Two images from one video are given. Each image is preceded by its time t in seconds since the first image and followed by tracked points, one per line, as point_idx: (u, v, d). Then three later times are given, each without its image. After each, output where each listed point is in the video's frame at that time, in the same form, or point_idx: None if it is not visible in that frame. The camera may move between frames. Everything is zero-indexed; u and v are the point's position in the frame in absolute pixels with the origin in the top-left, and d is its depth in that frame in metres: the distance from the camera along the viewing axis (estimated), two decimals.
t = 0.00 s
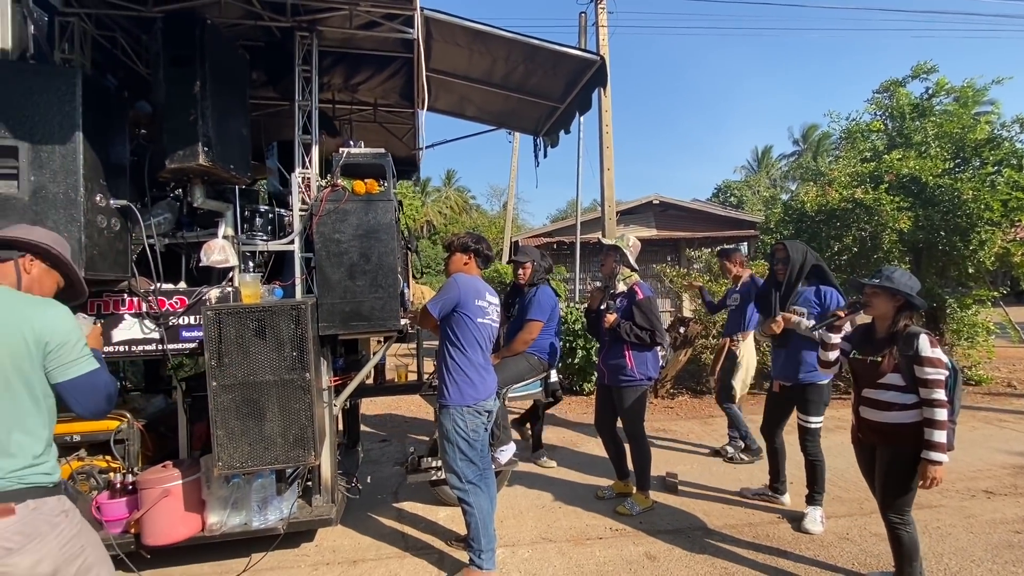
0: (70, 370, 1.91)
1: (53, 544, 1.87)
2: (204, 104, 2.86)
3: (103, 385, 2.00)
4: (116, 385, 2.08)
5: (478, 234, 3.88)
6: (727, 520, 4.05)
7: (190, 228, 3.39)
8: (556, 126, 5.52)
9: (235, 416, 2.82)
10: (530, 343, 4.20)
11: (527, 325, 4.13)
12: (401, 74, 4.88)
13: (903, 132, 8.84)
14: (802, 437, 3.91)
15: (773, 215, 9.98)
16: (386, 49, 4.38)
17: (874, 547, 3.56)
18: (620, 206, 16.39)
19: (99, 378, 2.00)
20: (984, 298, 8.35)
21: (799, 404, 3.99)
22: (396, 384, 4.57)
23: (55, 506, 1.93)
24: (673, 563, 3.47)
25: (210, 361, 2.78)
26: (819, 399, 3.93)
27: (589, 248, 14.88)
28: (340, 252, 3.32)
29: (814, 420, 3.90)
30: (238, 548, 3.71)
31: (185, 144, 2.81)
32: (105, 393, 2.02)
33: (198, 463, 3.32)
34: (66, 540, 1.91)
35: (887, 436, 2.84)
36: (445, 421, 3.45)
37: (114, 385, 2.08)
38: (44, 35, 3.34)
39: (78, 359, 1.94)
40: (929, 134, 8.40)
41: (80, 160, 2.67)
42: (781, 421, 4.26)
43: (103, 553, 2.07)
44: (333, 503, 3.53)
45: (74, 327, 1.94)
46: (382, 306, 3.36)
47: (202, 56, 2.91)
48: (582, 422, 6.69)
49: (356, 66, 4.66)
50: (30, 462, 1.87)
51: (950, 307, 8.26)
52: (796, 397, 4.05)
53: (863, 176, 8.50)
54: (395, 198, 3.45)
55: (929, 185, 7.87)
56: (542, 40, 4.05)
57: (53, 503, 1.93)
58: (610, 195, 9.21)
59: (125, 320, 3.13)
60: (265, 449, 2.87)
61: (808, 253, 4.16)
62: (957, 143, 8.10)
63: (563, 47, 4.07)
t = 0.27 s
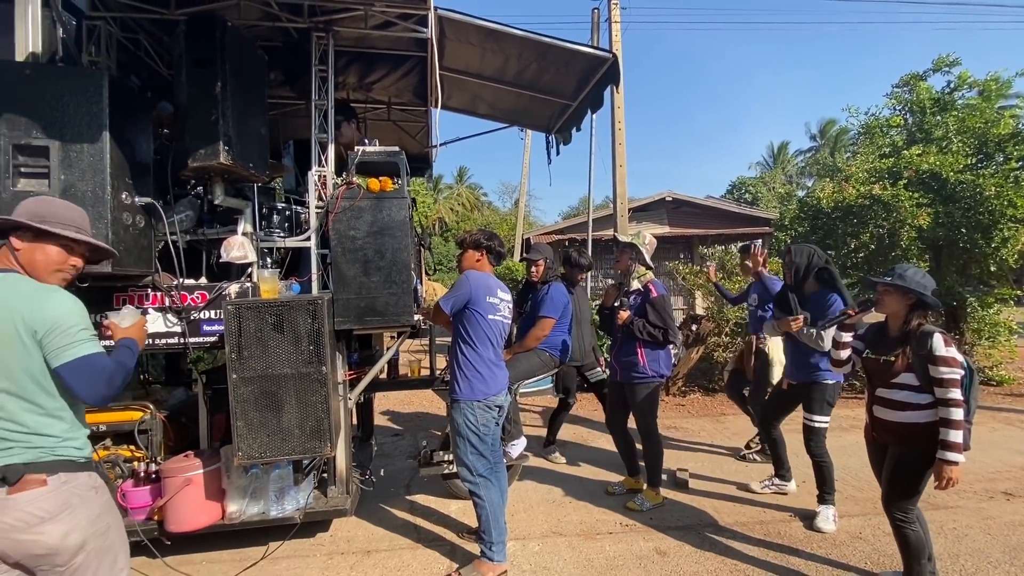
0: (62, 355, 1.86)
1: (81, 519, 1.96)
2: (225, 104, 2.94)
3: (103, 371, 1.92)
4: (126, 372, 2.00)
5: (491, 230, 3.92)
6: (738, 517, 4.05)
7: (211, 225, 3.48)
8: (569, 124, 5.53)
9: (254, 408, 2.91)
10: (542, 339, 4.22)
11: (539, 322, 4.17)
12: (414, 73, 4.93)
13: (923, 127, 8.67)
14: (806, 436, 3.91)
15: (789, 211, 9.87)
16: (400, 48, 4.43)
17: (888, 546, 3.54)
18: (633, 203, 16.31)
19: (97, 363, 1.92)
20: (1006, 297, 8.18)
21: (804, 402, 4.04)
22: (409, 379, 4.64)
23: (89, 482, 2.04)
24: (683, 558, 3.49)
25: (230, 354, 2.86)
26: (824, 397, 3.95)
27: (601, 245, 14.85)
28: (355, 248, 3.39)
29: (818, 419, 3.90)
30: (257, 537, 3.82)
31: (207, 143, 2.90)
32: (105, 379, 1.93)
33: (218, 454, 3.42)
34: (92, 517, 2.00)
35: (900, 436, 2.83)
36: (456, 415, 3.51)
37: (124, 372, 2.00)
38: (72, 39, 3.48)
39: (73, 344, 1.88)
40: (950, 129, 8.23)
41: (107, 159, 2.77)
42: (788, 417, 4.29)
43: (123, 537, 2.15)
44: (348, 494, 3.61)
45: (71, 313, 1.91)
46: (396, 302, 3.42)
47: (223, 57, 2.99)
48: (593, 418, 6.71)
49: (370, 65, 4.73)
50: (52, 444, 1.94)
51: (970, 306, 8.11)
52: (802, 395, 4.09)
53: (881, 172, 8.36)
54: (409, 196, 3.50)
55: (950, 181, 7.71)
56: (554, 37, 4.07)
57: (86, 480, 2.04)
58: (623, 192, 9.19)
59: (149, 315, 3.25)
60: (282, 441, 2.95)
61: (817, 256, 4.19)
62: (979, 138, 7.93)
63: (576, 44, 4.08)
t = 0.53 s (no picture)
0: (18, 358, 1.73)
1: (61, 538, 1.86)
2: (243, 105, 3.01)
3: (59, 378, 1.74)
4: (90, 382, 1.79)
5: (502, 228, 3.97)
6: (748, 513, 4.06)
7: (229, 224, 3.57)
8: (579, 122, 5.55)
9: (273, 401, 2.99)
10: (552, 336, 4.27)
11: (550, 319, 4.21)
12: (426, 72, 4.98)
13: (939, 122, 8.55)
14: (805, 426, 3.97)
15: (801, 209, 9.79)
16: (413, 48, 4.49)
17: (898, 543, 3.54)
18: (644, 200, 16.27)
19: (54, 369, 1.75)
20: None
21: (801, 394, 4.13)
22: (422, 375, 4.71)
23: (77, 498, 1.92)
24: (692, 553, 3.53)
25: (249, 349, 2.95)
26: (820, 390, 4.07)
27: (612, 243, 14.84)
28: (369, 246, 3.46)
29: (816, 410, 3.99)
30: (274, 527, 3.92)
31: (226, 144, 2.97)
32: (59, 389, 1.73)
33: (237, 446, 3.51)
34: (76, 536, 1.90)
35: (907, 432, 2.83)
36: (467, 410, 3.57)
37: (88, 382, 1.79)
38: (94, 42, 3.57)
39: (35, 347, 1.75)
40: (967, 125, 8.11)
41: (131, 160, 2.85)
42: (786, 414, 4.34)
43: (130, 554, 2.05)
44: (362, 487, 3.69)
45: (44, 314, 1.80)
46: (408, 298, 3.49)
47: (241, 59, 3.05)
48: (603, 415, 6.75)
49: (383, 65, 4.80)
50: (39, 454, 1.87)
51: (987, 304, 8.00)
52: (798, 388, 4.17)
53: (896, 169, 8.27)
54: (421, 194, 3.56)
55: (966, 178, 7.60)
56: (565, 36, 4.10)
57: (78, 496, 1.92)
58: (633, 190, 9.19)
59: (170, 310, 3.37)
60: (300, 433, 3.03)
61: (825, 254, 4.28)
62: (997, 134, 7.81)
63: (586, 43, 4.11)
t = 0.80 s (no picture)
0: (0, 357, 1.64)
1: (44, 528, 1.83)
2: (260, 104, 3.07)
3: (32, 384, 1.63)
4: (63, 392, 1.66)
5: (513, 224, 4.01)
6: (756, 505, 4.10)
7: (245, 220, 3.63)
8: (587, 118, 5.59)
9: (290, 392, 3.07)
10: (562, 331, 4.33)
11: (560, 315, 4.27)
12: (436, 70, 5.04)
13: (949, 117, 8.50)
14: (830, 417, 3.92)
15: (810, 204, 9.77)
16: (423, 46, 4.55)
17: (906, 533, 3.57)
18: (651, 197, 16.26)
19: (29, 373, 1.63)
20: None
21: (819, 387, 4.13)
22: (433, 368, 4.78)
23: (70, 489, 1.88)
24: (701, 543, 3.57)
25: (267, 341, 3.03)
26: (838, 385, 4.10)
27: (619, 240, 14.85)
28: (382, 241, 3.52)
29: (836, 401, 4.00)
30: (290, 517, 4.01)
31: (243, 142, 3.04)
32: (28, 397, 1.62)
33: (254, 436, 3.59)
34: (59, 529, 1.85)
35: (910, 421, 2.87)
36: (477, 402, 3.63)
37: (60, 391, 1.66)
38: (113, 43, 3.66)
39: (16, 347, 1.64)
40: (975, 120, 8.04)
41: (151, 157, 2.91)
42: (798, 407, 4.35)
43: (105, 566, 1.92)
44: (375, 477, 3.77)
45: (31, 311, 1.67)
46: (421, 292, 3.55)
47: (258, 59, 3.12)
48: (612, 409, 6.80)
49: (394, 63, 4.86)
50: (45, 438, 1.87)
51: (997, 299, 7.96)
52: (816, 379, 4.19)
53: (906, 164, 8.23)
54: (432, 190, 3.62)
55: (975, 173, 7.55)
56: (573, 33, 4.14)
57: (75, 486, 1.89)
58: (641, 186, 9.20)
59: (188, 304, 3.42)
60: (317, 423, 3.11)
61: (840, 252, 4.32)
62: (1007, 128, 7.76)
63: (594, 40, 4.15)
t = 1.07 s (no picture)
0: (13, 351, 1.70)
1: (61, 526, 1.94)
2: (277, 106, 3.20)
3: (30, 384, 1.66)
4: (54, 396, 1.68)
5: (520, 220, 4.11)
6: (758, 495, 4.20)
7: (261, 217, 3.77)
8: (593, 116, 5.68)
9: (307, 382, 3.20)
10: (568, 325, 4.43)
11: (566, 310, 4.38)
12: (444, 70, 5.15)
13: (955, 112, 8.50)
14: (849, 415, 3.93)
15: (815, 200, 9.80)
16: (432, 48, 4.66)
17: (905, 521, 3.65)
18: (657, 194, 16.30)
19: (31, 372, 1.67)
20: None
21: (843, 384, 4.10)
22: (442, 362, 4.91)
23: (77, 494, 1.93)
24: (705, 530, 3.67)
25: (285, 333, 3.16)
26: (864, 378, 4.05)
27: (625, 237, 14.92)
28: (394, 237, 3.64)
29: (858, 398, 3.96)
30: (305, 504, 4.15)
31: (262, 142, 3.16)
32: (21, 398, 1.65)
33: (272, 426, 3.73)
34: (72, 530, 1.93)
35: (905, 411, 2.97)
36: (485, 393, 3.74)
37: (51, 397, 1.67)
38: (136, 47, 3.79)
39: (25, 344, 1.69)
40: (982, 115, 8.05)
41: (175, 157, 3.04)
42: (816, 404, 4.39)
43: (115, 569, 1.94)
44: (387, 466, 3.91)
45: (45, 310, 1.72)
46: (431, 287, 3.67)
47: (275, 62, 3.24)
48: (618, 403, 6.90)
49: (403, 64, 4.97)
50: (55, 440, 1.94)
51: (1003, 294, 7.97)
52: (839, 377, 4.19)
53: (912, 159, 8.24)
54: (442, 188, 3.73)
55: (982, 168, 7.57)
56: (578, 34, 4.24)
57: (83, 492, 1.94)
58: (647, 183, 9.27)
59: (209, 299, 3.59)
60: (332, 412, 3.24)
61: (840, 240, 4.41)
62: (1013, 123, 7.75)
63: (599, 40, 4.24)
